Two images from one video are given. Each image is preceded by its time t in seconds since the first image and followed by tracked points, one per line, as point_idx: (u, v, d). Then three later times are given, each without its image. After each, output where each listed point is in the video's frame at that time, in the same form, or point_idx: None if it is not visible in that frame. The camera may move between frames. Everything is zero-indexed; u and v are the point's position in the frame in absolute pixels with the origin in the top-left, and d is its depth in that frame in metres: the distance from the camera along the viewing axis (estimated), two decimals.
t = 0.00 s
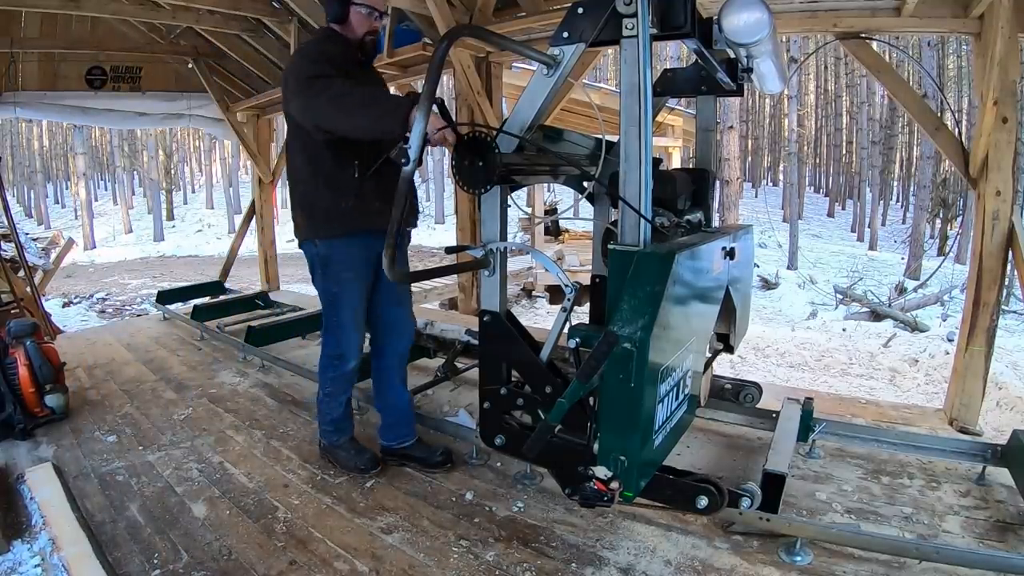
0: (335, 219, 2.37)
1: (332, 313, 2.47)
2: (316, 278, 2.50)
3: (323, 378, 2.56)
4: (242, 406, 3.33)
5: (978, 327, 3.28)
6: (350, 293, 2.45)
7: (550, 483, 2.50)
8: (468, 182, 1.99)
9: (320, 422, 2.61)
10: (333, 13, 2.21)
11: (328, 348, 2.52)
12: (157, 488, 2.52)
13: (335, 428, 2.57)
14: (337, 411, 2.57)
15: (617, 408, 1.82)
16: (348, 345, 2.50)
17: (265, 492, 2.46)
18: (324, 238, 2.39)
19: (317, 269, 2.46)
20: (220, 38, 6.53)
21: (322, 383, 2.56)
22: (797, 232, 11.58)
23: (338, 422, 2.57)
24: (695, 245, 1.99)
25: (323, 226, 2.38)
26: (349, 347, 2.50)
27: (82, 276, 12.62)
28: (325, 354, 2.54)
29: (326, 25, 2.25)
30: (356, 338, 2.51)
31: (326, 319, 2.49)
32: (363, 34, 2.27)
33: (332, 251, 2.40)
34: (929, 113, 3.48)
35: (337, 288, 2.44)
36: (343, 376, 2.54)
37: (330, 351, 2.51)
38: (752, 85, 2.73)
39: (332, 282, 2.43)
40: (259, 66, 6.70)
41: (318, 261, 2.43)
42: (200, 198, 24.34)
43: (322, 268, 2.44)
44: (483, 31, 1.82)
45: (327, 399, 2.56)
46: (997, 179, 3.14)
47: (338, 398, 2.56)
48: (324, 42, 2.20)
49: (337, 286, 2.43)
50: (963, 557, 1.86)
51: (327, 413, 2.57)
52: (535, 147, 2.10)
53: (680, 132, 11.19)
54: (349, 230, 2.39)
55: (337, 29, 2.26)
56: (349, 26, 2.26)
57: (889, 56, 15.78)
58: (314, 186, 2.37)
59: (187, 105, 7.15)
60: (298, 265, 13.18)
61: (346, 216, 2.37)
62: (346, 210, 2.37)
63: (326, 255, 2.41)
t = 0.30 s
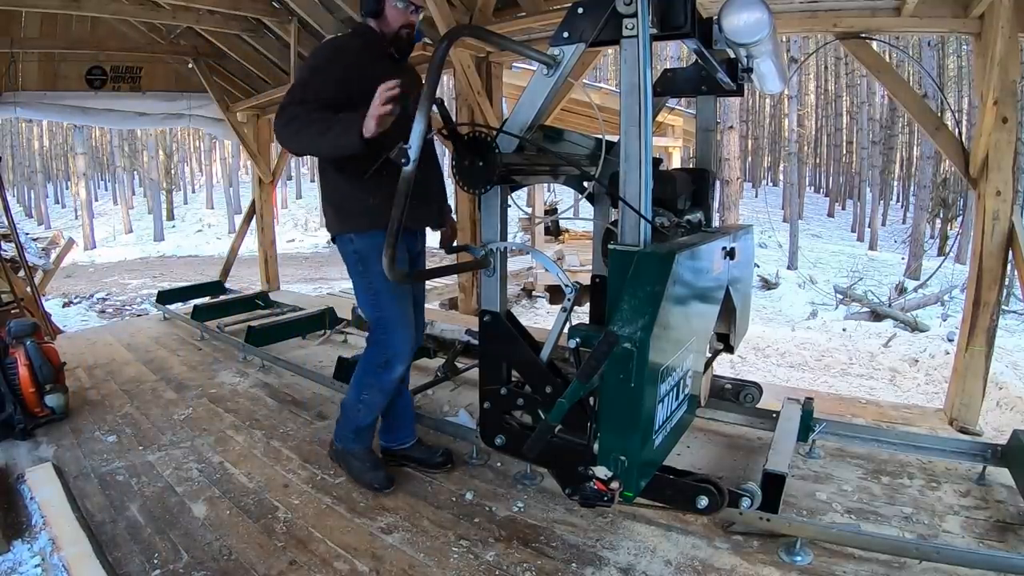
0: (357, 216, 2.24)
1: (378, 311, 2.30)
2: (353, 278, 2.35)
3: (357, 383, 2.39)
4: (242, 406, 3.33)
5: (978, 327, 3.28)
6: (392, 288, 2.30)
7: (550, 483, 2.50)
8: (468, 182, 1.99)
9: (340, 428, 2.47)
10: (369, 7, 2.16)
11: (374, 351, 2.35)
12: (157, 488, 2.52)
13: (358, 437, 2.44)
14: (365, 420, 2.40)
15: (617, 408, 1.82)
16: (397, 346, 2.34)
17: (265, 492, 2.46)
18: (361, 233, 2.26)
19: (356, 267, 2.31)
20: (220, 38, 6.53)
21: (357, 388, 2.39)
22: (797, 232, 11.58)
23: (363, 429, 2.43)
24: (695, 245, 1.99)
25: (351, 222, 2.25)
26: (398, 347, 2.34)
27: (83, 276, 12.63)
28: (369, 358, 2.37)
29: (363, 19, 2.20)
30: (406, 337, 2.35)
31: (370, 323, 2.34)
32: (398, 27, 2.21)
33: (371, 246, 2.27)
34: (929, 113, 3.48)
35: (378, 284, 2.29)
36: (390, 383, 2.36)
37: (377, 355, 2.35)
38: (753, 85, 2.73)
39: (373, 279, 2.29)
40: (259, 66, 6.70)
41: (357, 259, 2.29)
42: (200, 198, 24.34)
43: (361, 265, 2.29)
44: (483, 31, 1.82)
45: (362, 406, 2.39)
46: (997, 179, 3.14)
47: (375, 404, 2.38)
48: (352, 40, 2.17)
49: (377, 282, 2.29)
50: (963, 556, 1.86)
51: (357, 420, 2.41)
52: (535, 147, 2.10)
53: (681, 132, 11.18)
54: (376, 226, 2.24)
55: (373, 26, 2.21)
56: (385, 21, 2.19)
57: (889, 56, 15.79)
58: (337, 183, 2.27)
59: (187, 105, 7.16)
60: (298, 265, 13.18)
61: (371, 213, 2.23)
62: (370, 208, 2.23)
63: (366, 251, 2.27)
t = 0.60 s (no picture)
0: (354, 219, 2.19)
1: (352, 313, 2.26)
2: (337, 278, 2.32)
3: (349, 392, 2.31)
4: (242, 406, 3.33)
5: (978, 327, 3.28)
6: (369, 289, 2.24)
7: (550, 483, 2.50)
8: (469, 182, 1.99)
9: (347, 451, 2.34)
10: None
11: (351, 354, 2.31)
12: (157, 488, 2.52)
13: (365, 455, 2.31)
14: (367, 433, 2.29)
15: (618, 407, 1.82)
16: (373, 347, 2.27)
17: (265, 492, 2.46)
18: (348, 234, 2.20)
19: (336, 266, 2.27)
20: (220, 38, 6.53)
21: (348, 397, 2.31)
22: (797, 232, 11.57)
23: (368, 445, 2.30)
24: (695, 244, 1.99)
25: (344, 223, 2.19)
26: (373, 350, 2.28)
27: (83, 276, 12.63)
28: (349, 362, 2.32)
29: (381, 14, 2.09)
30: (383, 339, 2.29)
31: (348, 324, 2.28)
32: (420, 17, 2.11)
33: (353, 247, 2.22)
34: (929, 113, 3.48)
35: (355, 285, 2.24)
36: (376, 386, 2.30)
37: (355, 357, 2.30)
38: (753, 85, 2.73)
39: (351, 281, 2.24)
40: (259, 66, 6.70)
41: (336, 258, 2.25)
42: (200, 198, 24.35)
43: (341, 265, 2.25)
44: (483, 31, 1.82)
45: (354, 417, 2.30)
46: (997, 179, 3.14)
47: (365, 409, 2.29)
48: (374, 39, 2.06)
49: (355, 284, 2.24)
50: (963, 556, 1.86)
51: (358, 435, 2.29)
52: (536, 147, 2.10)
53: (681, 132, 11.18)
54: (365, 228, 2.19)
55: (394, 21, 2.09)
56: (405, 12, 2.09)
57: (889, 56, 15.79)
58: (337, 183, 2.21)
59: (187, 105, 7.16)
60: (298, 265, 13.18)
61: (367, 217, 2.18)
62: (365, 213, 2.18)
63: (345, 251, 2.23)
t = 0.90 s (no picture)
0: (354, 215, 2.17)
1: (352, 314, 2.26)
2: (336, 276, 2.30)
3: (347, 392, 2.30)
4: (243, 406, 3.33)
5: (978, 327, 3.28)
6: (370, 290, 2.24)
7: (550, 483, 2.50)
8: (468, 181, 2.00)
9: (347, 451, 2.33)
10: None
11: (348, 353, 2.30)
12: (157, 488, 2.52)
13: (365, 455, 2.31)
14: (365, 432, 2.29)
15: (617, 405, 1.82)
16: (371, 348, 2.27)
17: (265, 492, 2.46)
18: (346, 232, 2.19)
19: (337, 265, 2.25)
20: (220, 38, 6.53)
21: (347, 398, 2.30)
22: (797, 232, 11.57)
23: (367, 444, 2.30)
24: (695, 242, 2.00)
25: (341, 219, 2.18)
26: (371, 350, 2.27)
27: (82, 276, 12.64)
28: (347, 362, 2.31)
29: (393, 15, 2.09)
30: (379, 340, 2.28)
31: (346, 322, 2.27)
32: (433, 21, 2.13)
33: (353, 246, 2.20)
34: (929, 113, 3.48)
35: (357, 286, 2.23)
36: (373, 387, 2.30)
37: (351, 357, 2.30)
38: (753, 85, 2.73)
39: (353, 282, 2.23)
40: (259, 66, 6.69)
41: (337, 257, 2.23)
42: (200, 198, 24.35)
43: (342, 264, 2.23)
44: (483, 30, 1.81)
45: (352, 416, 2.29)
46: (997, 179, 3.14)
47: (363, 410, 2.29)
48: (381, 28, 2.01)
49: (357, 285, 2.23)
50: (963, 556, 1.86)
51: (357, 435, 2.29)
52: (536, 146, 2.10)
53: (681, 132, 11.18)
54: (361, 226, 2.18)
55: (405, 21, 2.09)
56: (419, 14, 2.10)
57: (889, 56, 15.80)
58: (333, 178, 2.21)
59: (187, 105, 7.16)
60: (298, 265, 13.18)
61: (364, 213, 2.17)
62: (362, 210, 2.17)
63: (346, 251, 2.21)
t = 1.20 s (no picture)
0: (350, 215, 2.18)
1: (342, 314, 2.26)
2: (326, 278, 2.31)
3: (345, 394, 2.30)
4: (243, 406, 3.33)
5: (978, 327, 3.28)
6: (358, 289, 2.24)
7: (550, 483, 2.50)
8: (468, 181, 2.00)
9: (346, 452, 2.33)
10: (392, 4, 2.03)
11: (343, 356, 2.30)
12: (156, 488, 2.52)
13: (364, 456, 2.31)
14: (364, 433, 2.29)
15: (619, 405, 1.82)
16: (366, 347, 2.27)
17: (265, 492, 2.46)
18: (336, 232, 2.20)
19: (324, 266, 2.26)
20: (220, 38, 6.54)
21: (344, 400, 2.31)
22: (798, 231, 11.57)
23: (365, 445, 2.30)
24: (696, 242, 1.99)
25: (335, 218, 2.19)
26: (365, 350, 2.27)
27: (82, 276, 12.63)
28: (341, 364, 2.32)
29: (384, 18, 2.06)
30: (374, 339, 2.29)
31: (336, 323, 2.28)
32: (423, 25, 2.10)
33: (341, 246, 2.21)
34: (929, 113, 3.48)
35: (344, 286, 2.23)
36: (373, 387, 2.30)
37: (348, 359, 2.29)
38: (753, 85, 2.73)
39: (340, 281, 2.23)
40: (259, 66, 6.69)
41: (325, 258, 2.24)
42: (200, 198, 24.35)
43: (329, 265, 2.24)
44: (483, 31, 1.82)
45: (350, 418, 2.29)
46: (997, 179, 3.14)
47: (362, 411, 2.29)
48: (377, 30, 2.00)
49: (345, 284, 2.23)
50: (963, 556, 1.86)
51: (355, 435, 2.29)
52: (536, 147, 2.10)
53: (681, 132, 11.18)
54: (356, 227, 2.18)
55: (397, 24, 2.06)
56: (409, 18, 2.06)
57: (889, 56, 15.80)
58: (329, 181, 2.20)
59: (187, 105, 7.15)
60: (298, 265, 13.18)
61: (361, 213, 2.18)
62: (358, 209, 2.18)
63: (334, 251, 2.21)
